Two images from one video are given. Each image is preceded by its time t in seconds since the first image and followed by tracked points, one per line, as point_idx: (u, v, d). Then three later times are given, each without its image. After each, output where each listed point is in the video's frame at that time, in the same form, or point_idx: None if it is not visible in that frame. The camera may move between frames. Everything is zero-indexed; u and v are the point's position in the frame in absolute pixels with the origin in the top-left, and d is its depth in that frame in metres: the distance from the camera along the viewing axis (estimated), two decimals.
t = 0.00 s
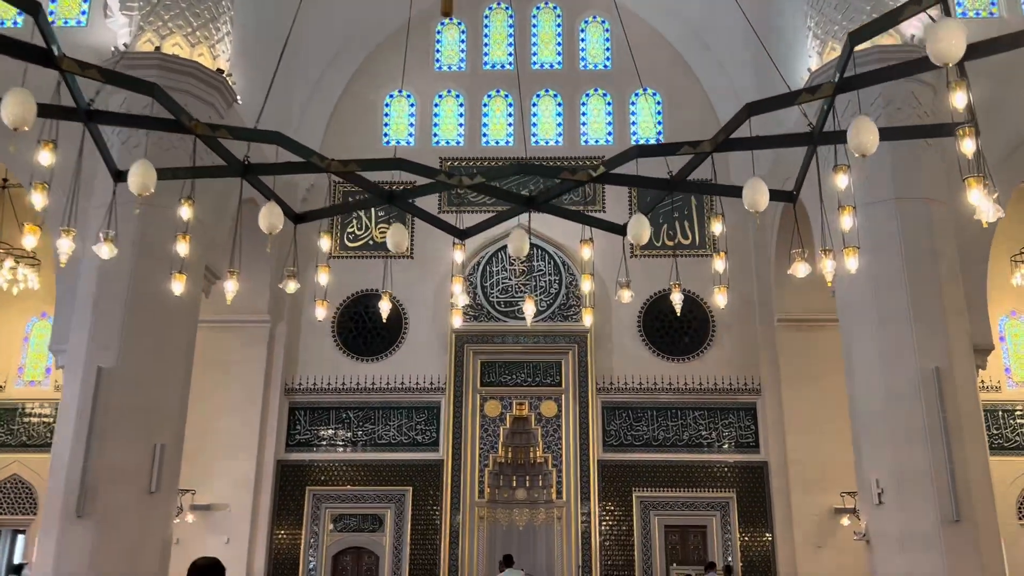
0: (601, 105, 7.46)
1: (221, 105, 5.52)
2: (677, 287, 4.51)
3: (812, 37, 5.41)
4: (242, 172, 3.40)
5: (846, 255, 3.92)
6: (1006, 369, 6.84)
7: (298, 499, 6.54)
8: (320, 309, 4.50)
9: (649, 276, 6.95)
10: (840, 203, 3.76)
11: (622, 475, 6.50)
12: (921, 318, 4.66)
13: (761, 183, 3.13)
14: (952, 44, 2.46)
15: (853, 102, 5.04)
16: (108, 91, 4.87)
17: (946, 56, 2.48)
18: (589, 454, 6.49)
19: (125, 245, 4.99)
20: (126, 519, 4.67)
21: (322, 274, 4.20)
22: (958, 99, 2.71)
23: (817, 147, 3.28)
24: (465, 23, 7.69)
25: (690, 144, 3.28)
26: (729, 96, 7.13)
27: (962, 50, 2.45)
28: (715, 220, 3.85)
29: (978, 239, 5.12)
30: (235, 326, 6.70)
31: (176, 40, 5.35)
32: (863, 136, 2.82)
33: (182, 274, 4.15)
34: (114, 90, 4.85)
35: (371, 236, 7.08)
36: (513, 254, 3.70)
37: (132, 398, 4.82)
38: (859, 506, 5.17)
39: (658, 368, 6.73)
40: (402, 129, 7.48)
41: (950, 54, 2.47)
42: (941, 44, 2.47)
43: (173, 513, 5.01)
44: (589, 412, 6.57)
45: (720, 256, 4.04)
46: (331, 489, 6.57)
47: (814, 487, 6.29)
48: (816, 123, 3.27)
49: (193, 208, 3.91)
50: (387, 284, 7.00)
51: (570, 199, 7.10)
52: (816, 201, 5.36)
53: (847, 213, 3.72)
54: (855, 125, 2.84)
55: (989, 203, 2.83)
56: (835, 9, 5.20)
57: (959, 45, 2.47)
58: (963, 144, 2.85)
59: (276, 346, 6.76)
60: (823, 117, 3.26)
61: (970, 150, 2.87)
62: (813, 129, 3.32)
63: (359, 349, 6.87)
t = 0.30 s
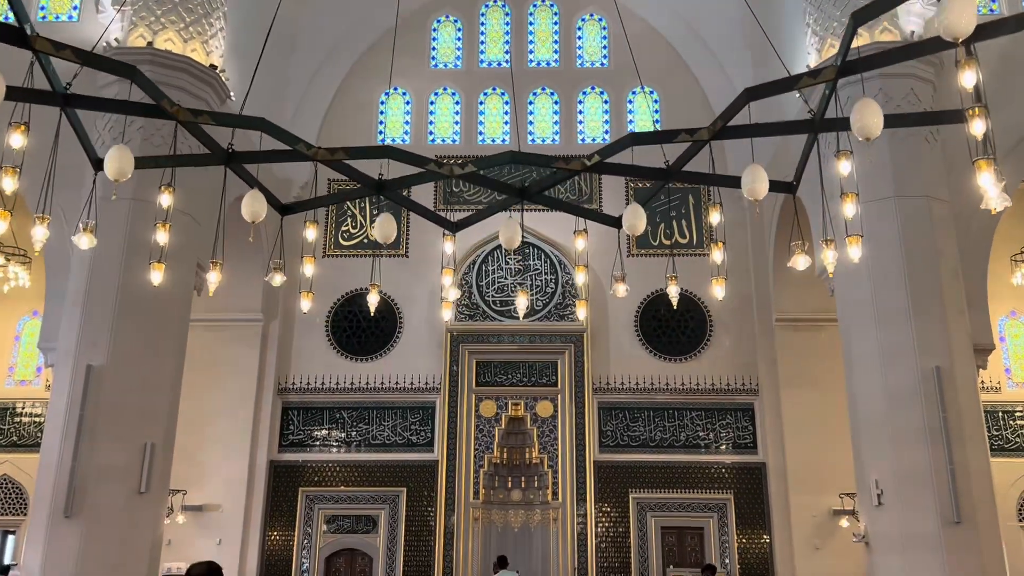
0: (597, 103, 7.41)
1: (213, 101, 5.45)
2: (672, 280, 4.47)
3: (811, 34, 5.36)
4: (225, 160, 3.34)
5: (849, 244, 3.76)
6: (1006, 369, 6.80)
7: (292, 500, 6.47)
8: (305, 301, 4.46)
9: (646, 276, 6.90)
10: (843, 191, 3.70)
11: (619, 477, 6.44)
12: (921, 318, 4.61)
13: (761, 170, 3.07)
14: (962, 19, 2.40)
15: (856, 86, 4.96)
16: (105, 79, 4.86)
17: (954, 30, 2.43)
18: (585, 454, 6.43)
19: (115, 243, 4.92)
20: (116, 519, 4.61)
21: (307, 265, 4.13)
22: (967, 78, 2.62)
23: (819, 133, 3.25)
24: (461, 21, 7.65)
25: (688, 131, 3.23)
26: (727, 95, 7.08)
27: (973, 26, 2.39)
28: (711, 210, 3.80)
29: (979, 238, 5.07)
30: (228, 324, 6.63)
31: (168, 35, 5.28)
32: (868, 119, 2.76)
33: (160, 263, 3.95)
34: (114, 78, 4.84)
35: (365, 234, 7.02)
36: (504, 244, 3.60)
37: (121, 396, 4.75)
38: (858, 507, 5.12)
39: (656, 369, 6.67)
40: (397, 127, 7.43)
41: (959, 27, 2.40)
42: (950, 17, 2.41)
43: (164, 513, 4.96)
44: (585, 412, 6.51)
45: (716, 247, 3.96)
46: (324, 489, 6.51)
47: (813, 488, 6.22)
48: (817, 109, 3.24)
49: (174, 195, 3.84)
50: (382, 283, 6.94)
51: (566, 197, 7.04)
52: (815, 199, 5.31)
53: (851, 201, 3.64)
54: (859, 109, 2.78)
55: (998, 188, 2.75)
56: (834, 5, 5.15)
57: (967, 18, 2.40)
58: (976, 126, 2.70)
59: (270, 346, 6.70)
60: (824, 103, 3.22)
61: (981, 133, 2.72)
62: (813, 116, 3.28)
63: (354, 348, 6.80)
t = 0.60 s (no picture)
0: (598, 110, 7.37)
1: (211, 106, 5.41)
2: (672, 283, 4.40)
3: (813, 40, 5.31)
4: (212, 161, 3.28)
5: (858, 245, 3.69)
6: (1011, 379, 6.73)
7: (289, 511, 6.39)
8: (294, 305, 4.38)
9: (647, 284, 6.84)
10: (851, 190, 3.60)
11: (619, 487, 6.37)
12: (926, 327, 4.54)
13: (765, 169, 3.03)
14: (979, 6, 2.35)
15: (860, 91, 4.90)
16: (100, 83, 4.89)
17: (972, 17, 2.38)
18: (585, 465, 6.35)
19: (112, 249, 4.87)
20: (109, 529, 4.53)
21: (296, 267, 4.06)
22: (982, 70, 2.55)
23: (825, 133, 3.18)
24: (461, 28, 7.62)
25: (689, 130, 3.17)
26: (727, 102, 7.02)
27: (990, 13, 2.34)
28: (714, 212, 3.73)
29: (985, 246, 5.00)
30: (225, 333, 6.57)
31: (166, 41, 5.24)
32: (878, 114, 2.71)
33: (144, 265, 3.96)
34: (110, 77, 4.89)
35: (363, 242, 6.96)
36: (501, 246, 3.56)
37: (115, 405, 4.69)
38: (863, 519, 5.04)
39: (658, 378, 6.60)
40: (397, 134, 7.39)
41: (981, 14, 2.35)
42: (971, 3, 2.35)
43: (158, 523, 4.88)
44: (585, 421, 6.43)
45: (720, 249, 3.91)
46: (321, 499, 6.43)
47: (817, 499, 6.13)
48: (823, 109, 3.17)
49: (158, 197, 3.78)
50: (381, 291, 6.88)
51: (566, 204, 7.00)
52: (818, 208, 5.24)
53: (858, 201, 3.55)
54: (869, 103, 2.74)
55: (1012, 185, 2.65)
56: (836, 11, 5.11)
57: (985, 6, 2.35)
58: (990, 121, 2.61)
59: (267, 354, 6.63)
60: (830, 102, 3.14)
61: (997, 128, 2.62)
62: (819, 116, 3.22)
63: (352, 357, 6.74)
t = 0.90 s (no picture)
0: (595, 113, 7.33)
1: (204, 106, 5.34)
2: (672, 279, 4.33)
3: (812, 41, 5.27)
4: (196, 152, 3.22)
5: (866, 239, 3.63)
6: (1011, 385, 6.68)
7: (282, 517, 6.32)
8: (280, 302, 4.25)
9: (644, 288, 6.78)
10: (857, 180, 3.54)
11: (617, 493, 6.30)
12: (928, 331, 4.48)
13: (768, 160, 2.96)
14: None
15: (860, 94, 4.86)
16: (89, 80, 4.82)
17: None
18: (581, 470, 6.28)
19: (102, 250, 4.80)
20: (97, 535, 4.46)
21: (282, 263, 3.97)
22: (997, 52, 2.49)
23: (829, 124, 3.15)
24: (458, 31, 7.58)
25: (689, 122, 3.13)
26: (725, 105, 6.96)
27: None
28: (715, 206, 3.67)
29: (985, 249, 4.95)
30: (218, 337, 6.50)
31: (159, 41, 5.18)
32: (887, 99, 2.65)
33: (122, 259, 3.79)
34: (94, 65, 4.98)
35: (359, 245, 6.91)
36: (494, 241, 3.51)
37: (105, 408, 4.62)
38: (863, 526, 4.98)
39: (655, 383, 6.53)
40: (393, 136, 7.34)
41: None
42: None
43: (147, 530, 4.79)
44: (582, 426, 6.37)
45: (722, 244, 3.85)
46: (315, 505, 6.36)
47: (816, 506, 6.06)
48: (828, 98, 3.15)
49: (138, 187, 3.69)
50: (376, 295, 6.82)
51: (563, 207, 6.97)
52: (819, 210, 5.18)
53: (866, 191, 3.48)
54: (877, 88, 2.68)
55: None
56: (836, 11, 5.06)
57: None
58: (1006, 103, 2.49)
59: (260, 359, 6.56)
60: (834, 93, 3.14)
61: (1014, 112, 2.50)
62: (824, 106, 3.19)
63: (346, 361, 6.67)
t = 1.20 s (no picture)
0: (590, 123, 7.28)
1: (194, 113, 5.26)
2: (671, 286, 4.24)
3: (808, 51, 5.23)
4: (176, 152, 3.18)
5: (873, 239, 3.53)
6: (1008, 398, 6.62)
7: (271, 531, 6.21)
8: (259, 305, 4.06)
9: (640, 299, 6.71)
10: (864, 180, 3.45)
11: (611, 507, 6.21)
12: (927, 342, 4.41)
13: (769, 158, 2.91)
14: None
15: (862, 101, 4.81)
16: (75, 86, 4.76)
17: None
18: (576, 483, 6.20)
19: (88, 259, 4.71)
20: (80, 550, 4.36)
21: (264, 266, 3.86)
22: (1013, 40, 2.48)
23: (831, 124, 3.08)
24: (452, 40, 7.54)
25: (687, 121, 3.06)
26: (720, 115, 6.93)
27: None
28: (714, 207, 3.59)
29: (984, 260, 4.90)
30: (208, 348, 6.42)
31: (149, 47, 5.13)
32: (897, 91, 2.60)
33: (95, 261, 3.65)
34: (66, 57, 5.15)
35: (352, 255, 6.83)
36: (485, 245, 3.43)
37: (90, 420, 4.53)
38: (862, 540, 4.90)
39: (651, 395, 6.46)
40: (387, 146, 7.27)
41: None
42: None
43: (131, 545, 4.70)
44: (577, 439, 6.29)
45: (721, 247, 3.78)
46: (305, 519, 6.26)
47: (813, 520, 5.99)
48: (831, 97, 3.07)
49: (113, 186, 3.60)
50: (369, 306, 6.74)
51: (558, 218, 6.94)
52: (822, 219, 5.13)
53: (873, 191, 3.39)
54: (886, 80, 2.63)
55: None
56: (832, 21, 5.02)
57: None
58: (1022, 94, 2.46)
59: (250, 371, 6.47)
60: (837, 90, 3.05)
61: None
62: (827, 105, 3.12)
63: (338, 373, 6.58)
